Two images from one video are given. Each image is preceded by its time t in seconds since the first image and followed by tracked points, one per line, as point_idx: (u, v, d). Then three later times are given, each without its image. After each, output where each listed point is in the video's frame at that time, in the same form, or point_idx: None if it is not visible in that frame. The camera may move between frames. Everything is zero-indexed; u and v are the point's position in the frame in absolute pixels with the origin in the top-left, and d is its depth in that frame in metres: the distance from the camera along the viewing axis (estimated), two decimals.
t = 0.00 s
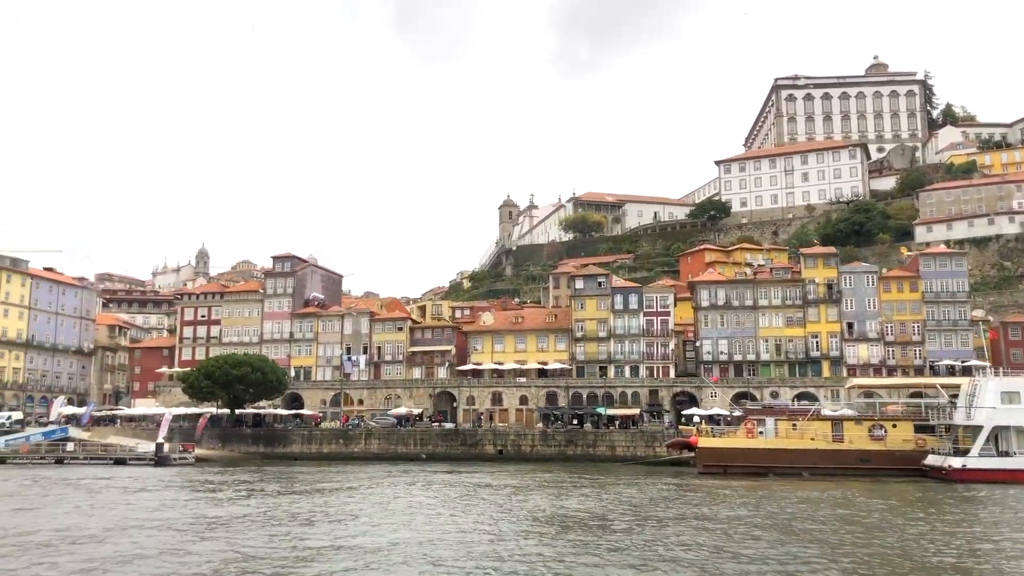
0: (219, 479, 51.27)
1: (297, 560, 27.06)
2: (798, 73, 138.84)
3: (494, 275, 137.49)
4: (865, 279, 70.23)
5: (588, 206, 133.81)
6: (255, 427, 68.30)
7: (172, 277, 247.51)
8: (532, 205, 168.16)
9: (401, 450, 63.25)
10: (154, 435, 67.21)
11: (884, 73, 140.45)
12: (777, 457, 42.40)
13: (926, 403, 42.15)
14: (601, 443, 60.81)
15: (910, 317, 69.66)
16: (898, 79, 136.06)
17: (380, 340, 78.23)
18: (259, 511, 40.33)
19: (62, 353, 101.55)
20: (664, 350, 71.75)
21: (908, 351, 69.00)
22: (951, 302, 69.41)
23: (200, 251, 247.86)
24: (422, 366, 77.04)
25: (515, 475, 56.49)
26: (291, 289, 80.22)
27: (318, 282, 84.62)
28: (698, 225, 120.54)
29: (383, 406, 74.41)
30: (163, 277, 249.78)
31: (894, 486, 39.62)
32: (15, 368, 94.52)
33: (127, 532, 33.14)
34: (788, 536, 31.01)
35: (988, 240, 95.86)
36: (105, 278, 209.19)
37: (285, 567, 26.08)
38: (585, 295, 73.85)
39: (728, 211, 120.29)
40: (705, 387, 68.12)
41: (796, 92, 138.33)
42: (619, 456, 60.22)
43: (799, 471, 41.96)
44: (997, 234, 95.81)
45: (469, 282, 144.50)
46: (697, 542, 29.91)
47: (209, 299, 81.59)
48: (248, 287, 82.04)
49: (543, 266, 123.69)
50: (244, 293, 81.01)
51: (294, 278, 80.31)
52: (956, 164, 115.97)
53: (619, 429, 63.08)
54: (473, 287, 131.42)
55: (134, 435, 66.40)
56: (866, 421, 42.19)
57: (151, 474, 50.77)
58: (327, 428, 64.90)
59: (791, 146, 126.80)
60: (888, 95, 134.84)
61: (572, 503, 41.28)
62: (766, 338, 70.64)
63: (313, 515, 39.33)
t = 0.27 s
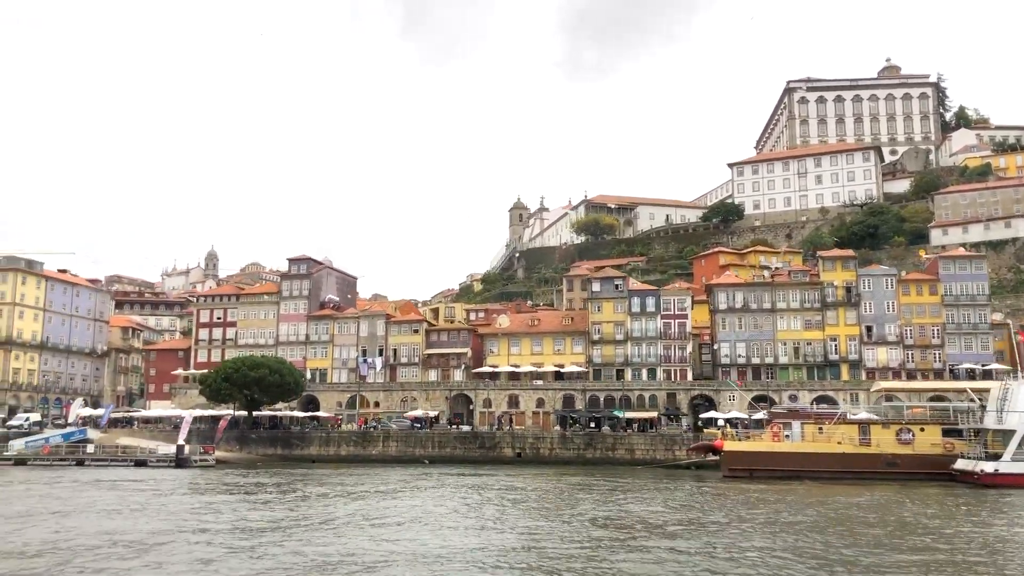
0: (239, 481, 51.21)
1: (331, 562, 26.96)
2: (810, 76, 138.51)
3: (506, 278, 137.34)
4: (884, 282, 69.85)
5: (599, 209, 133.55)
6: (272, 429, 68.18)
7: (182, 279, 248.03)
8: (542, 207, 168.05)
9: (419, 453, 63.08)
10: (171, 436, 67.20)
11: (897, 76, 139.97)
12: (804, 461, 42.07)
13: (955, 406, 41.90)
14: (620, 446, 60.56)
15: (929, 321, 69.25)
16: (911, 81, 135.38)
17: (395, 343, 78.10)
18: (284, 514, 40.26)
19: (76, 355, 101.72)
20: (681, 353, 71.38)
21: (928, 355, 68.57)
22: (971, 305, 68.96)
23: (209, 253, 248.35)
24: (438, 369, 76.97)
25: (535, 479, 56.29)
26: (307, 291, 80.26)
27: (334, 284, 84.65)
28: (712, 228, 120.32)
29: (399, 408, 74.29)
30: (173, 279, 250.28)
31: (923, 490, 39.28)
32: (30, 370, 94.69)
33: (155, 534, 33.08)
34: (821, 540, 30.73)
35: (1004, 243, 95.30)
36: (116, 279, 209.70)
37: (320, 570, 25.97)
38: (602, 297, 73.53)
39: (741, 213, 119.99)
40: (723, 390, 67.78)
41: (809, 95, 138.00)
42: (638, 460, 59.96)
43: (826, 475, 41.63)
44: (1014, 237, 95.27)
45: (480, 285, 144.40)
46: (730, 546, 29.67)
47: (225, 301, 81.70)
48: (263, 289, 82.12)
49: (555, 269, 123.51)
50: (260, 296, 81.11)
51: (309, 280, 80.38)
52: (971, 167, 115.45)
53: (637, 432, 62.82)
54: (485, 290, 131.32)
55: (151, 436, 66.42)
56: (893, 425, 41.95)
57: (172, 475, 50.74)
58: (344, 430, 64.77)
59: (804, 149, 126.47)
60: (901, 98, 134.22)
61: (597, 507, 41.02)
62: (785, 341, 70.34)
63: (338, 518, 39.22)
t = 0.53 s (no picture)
0: (261, 484, 51.18)
1: (367, 570, 26.83)
2: (822, 77, 138.06)
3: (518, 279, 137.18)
4: (903, 283, 69.48)
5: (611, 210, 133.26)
6: (290, 430, 68.18)
7: (191, 280, 248.33)
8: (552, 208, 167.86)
9: (438, 454, 62.97)
10: (189, 437, 67.18)
11: (909, 77, 139.41)
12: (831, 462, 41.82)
13: (984, 408, 41.62)
14: (640, 447, 60.33)
15: (949, 322, 68.82)
16: (924, 82, 134.76)
17: (411, 344, 78.01)
18: (309, 517, 40.16)
19: (90, 356, 101.84)
20: (699, 355, 71.10)
21: (947, 356, 68.15)
22: (991, 306, 68.54)
23: (218, 254, 248.73)
24: (454, 370, 76.90)
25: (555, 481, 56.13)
26: (322, 292, 80.31)
27: (349, 285, 84.60)
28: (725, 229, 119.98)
29: (415, 409, 74.19)
30: (181, 280, 250.65)
31: (953, 492, 39.01)
32: (45, 370, 94.83)
33: (185, 541, 32.99)
34: (855, 543, 30.55)
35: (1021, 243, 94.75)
36: (125, 280, 210.00)
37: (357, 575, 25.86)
38: (619, 298, 73.26)
39: (754, 214, 119.66)
40: (741, 391, 67.55)
41: (821, 95, 137.58)
42: (658, 462, 59.74)
43: (853, 477, 41.40)
44: None
45: (491, 286, 144.26)
46: (766, 548, 29.50)
47: (240, 302, 81.74)
48: (279, 290, 82.20)
49: (567, 270, 123.29)
50: (276, 296, 81.15)
51: (325, 281, 80.41)
52: (985, 167, 114.91)
53: (656, 433, 62.62)
54: (497, 291, 131.18)
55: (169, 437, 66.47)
56: (921, 426, 41.69)
57: (193, 477, 50.71)
58: (362, 431, 64.70)
59: (816, 149, 126.04)
60: (914, 98, 133.60)
61: (624, 511, 40.88)
62: (803, 342, 70.07)
63: (364, 522, 39.12)
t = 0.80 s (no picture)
0: (283, 483, 51.16)
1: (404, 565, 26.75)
2: (835, 74, 137.50)
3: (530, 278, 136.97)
4: (923, 281, 69.08)
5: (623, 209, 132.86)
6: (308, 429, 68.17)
7: (200, 279, 248.74)
8: (563, 207, 167.65)
9: (457, 453, 62.85)
10: (208, 437, 67.20)
11: (923, 74, 138.65)
12: (858, 462, 41.58)
13: (1014, 407, 41.30)
14: (660, 446, 60.11)
15: (970, 320, 68.41)
16: (938, 79, 133.98)
17: (428, 343, 78.07)
18: (336, 515, 40.08)
19: (105, 355, 102.03)
20: (717, 353, 70.84)
21: (968, 354, 67.75)
22: (1012, 304, 68.12)
23: (228, 253, 249.14)
24: (471, 369, 76.80)
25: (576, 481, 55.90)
26: (339, 291, 80.50)
27: (365, 284, 84.92)
28: (738, 227, 119.70)
29: (432, 408, 74.11)
30: (191, 279, 251.15)
31: (984, 492, 38.73)
32: (61, 370, 95.02)
33: (216, 539, 32.96)
34: (891, 541, 30.33)
35: None
36: (136, 280, 210.39)
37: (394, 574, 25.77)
38: (636, 297, 73.02)
39: (768, 212, 119.28)
40: (760, 390, 67.34)
41: (834, 93, 137.01)
42: (678, 461, 59.54)
43: (881, 476, 41.16)
44: None
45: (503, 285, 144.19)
46: (801, 546, 29.31)
47: (257, 301, 81.84)
48: (295, 289, 82.34)
49: (580, 269, 123.09)
50: (292, 295, 81.34)
51: (341, 280, 80.58)
52: (1001, 165, 114.24)
53: (676, 432, 62.39)
54: (509, 290, 131.07)
55: (188, 436, 66.54)
56: (950, 425, 41.48)
57: (216, 476, 50.71)
58: (381, 431, 64.66)
59: (830, 148, 125.55)
60: (928, 96, 132.71)
61: (651, 511, 40.70)
62: (822, 340, 69.80)
63: (391, 519, 39.05)
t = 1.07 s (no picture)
0: (306, 481, 51.18)
1: (442, 562, 26.61)
2: (848, 70, 136.84)
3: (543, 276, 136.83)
4: (944, 277, 68.44)
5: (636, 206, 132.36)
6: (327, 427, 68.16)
7: (211, 278, 249.15)
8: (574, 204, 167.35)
9: (476, 450, 62.78)
10: (227, 434, 67.25)
11: (936, 69, 137.85)
12: (887, 459, 41.29)
13: None
14: (681, 444, 59.92)
15: (991, 317, 67.96)
16: (952, 75, 133.16)
17: (445, 341, 78.28)
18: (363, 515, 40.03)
19: (121, 354, 102.24)
20: (737, 350, 70.54)
21: (989, 351, 67.26)
22: None
23: (238, 252, 249.62)
24: (489, 367, 76.72)
25: (598, 480, 55.73)
26: (356, 289, 80.80)
27: (381, 282, 85.23)
28: (752, 224, 119.41)
29: (450, 406, 74.06)
30: (202, 278, 251.57)
31: (1015, 489, 38.44)
32: (77, 368, 95.23)
33: (248, 537, 32.95)
34: (926, 539, 30.13)
35: None
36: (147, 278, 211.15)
37: (431, 572, 25.70)
38: (655, 294, 72.74)
39: (783, 209, 118.84)
40: (780, 387, 67.09)
41: (847, 89, 136.35)
42: (700, 459, 59.39)
43: (911, 473, 40.86)
44: None
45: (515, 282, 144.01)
46: (837, 544, 29.15)
47: (274, 299, 81.99)
48: (312, 287, 82.57)
49: (593, 266, 122.85)
50: (309, 293, 81.67)
51: (358, 278, 80.82)
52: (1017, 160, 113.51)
53: (697, 430, 62.20)
54: (522, 287, 130.93)
55: (208, 434, 66.65)
56: (980, 422, 41.06)
57: (239, 476, 50.73)
58: (401, 428, 64.65)
59: (844, 144, 125.03)
60: (942, 91, 131.95)
61: (678, 510, 40.56)
62: (842, 337, 69.41)
63: (420, 518, 38.98)
